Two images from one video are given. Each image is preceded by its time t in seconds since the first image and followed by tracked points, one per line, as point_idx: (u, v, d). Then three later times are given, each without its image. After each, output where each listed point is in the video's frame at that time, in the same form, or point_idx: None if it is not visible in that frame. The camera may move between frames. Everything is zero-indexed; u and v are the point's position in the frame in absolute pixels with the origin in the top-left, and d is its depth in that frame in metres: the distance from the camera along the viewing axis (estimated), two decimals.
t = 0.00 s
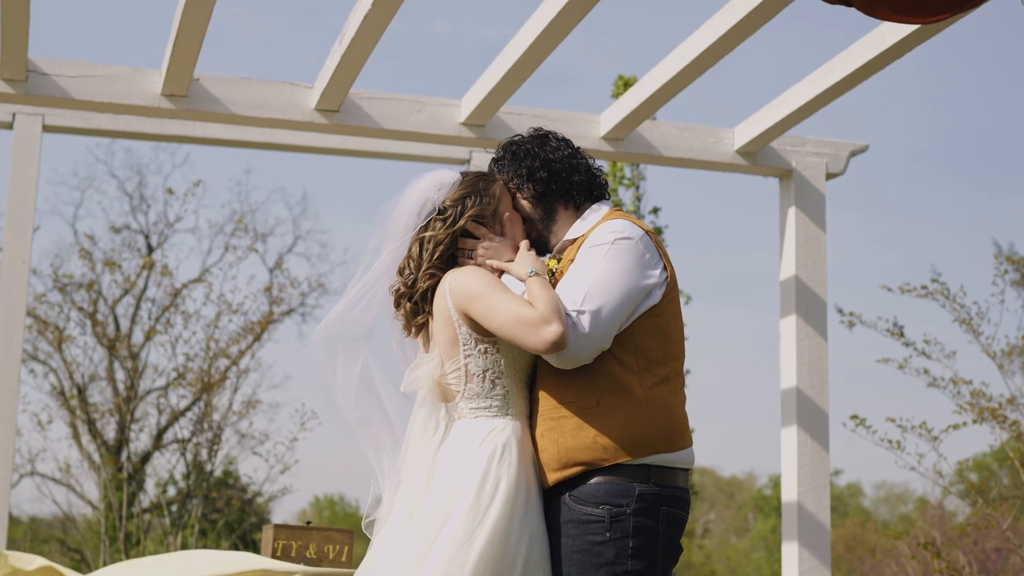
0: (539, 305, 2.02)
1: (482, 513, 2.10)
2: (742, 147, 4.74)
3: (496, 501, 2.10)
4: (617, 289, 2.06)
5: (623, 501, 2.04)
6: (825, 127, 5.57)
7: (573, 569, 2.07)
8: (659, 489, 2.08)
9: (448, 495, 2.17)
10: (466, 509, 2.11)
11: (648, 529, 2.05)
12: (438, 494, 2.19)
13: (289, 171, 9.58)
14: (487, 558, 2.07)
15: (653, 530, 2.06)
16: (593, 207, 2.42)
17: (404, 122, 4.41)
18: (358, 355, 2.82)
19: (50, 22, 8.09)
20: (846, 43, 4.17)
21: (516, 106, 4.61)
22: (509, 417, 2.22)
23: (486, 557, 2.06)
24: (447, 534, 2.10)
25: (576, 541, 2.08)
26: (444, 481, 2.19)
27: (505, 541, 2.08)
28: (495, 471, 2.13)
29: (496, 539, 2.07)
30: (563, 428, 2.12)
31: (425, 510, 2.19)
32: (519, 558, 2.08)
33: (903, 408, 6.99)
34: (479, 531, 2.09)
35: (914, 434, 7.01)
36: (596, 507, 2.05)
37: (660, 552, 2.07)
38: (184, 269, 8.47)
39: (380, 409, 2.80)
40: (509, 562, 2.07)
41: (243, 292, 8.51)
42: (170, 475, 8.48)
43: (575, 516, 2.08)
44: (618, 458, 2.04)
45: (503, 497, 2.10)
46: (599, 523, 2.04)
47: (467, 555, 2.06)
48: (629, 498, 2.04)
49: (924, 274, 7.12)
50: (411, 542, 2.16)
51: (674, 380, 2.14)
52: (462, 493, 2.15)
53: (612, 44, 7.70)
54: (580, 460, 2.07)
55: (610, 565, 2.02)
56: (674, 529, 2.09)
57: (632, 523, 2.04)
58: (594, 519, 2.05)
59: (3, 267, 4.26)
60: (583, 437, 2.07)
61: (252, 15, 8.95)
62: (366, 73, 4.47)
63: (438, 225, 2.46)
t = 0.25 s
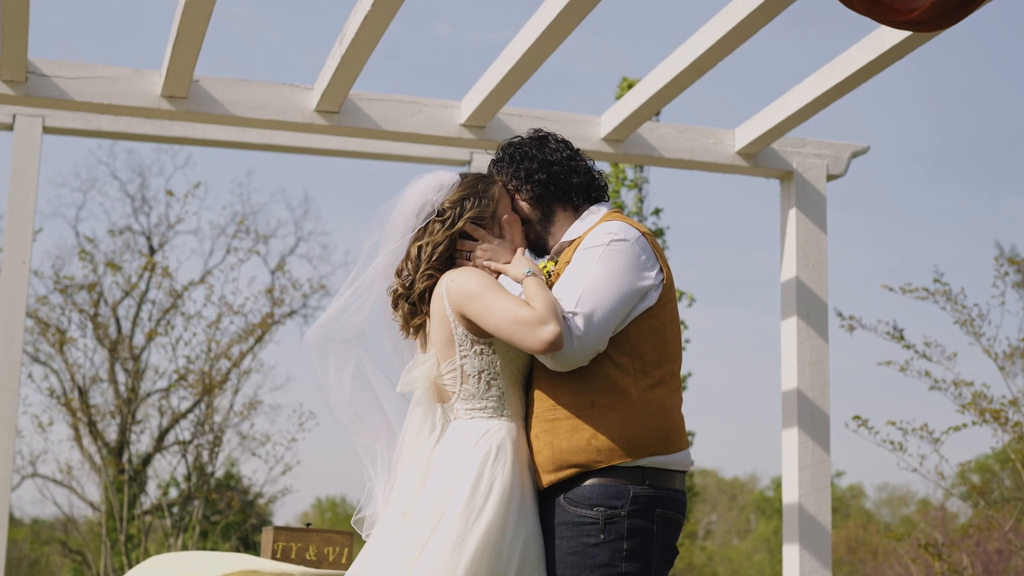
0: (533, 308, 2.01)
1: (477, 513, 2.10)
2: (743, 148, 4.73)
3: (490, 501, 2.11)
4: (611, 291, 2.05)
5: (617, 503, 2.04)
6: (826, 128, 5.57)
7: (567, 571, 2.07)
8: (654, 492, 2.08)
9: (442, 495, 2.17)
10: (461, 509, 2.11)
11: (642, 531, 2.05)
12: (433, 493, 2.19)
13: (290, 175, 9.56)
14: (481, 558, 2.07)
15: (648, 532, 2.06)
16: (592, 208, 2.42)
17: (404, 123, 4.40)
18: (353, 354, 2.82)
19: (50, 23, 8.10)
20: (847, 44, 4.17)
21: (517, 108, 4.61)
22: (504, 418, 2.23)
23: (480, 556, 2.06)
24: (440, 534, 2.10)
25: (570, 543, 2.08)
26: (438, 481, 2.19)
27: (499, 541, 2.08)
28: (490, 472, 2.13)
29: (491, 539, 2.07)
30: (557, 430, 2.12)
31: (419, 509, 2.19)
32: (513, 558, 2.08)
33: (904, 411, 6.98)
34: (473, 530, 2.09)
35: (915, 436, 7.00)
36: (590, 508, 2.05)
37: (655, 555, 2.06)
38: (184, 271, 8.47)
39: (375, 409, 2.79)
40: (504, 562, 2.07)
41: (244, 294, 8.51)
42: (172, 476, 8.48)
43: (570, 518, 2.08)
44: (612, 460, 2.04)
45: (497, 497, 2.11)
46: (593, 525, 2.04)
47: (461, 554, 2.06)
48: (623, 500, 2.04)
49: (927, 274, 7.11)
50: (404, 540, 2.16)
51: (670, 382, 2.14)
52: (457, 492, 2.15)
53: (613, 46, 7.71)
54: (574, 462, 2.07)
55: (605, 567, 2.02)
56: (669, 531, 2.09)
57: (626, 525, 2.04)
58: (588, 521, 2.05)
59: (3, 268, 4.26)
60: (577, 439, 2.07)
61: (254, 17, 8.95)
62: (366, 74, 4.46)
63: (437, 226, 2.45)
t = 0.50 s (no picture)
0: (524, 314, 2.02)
1: (469, 514, 2.10)
2: (743, 150, 4.72)
3: (483, 503, 2.10)
4: (607, 294, 2.05)
5: (611, 506, 2.04)
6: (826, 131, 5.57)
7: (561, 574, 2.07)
8: (648, 494, 2.07)
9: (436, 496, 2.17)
10: (453, 510, 2.11)
11: (637, 534, 2.04)
12: (426, 495, 2.19)
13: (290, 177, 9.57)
14: (473, 559, 2.06)
15: (642, 536, 2.05)
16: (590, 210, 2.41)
17: (404, 125, 4.40)
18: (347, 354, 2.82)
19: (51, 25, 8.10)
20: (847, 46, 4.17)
21: (517, 110, 4.60)
22: (499, 420, 2.22)
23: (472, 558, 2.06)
24: (433, 534, 2.10)
25: (564, 546, 2.07)
26: (432, 482, 2.19)
27: (492, 542, 2.08)
28: (484, 473, 2.12)
29: (483, 540, 2.07)
30: (551, 434, 2.11)
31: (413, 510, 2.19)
32: (506, 559, 2.08)
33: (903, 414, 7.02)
34: (465, 531, 2.08)
35: (914, 440, 7.02)
36: (584, 511, 2.05)
37: (649, 559, 2.06)
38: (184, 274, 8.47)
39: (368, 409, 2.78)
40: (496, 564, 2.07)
41: (244, 296, 8.51)
42: (173, 480, 8.46)
43: (564, 521, 2.08)
44: (606, 463, 2.04)
45: (491, 499, 2.10)
46: (587, 528, 2.04)
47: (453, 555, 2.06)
48: (617, 502, 2.04)
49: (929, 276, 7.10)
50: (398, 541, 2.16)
51: (667, 384, 2.13)
52: (450, 494, 2.14)
53: (613, 49, 7.71)
54: (569, 465, 2.07)
55: (598, 570, 2.02)
56: (664, 534, 2.09)
57: (620, 528, 2.03)
58: (582, 524, 2.04)
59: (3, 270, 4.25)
60: (571, 442, 2.07)
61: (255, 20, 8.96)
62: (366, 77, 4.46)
63: (436, 228, 2.45)
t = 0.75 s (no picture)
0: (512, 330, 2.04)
1: (461, 513, 2.12)
2: (743, 151, 4.72)
3: (475, 503, 2.12)
4: (601, 296, 2.05)
5: (604, 508, 2.04)
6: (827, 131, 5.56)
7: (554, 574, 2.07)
8: (643, 496, 2.07)
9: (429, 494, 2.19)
10: (445, 509, 2.13)
11: (631, 536, 2.04)
12: (420, 493, 2.21)
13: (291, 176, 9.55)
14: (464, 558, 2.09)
15: (637, 538, 2.05)
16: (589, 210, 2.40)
17: (403, 125, 4.40)
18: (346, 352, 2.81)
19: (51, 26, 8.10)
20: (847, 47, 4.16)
21: (516, 110, 4.59)
22: (495, 420, 2.24)
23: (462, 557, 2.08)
24: (426, 532, 2.13)
25: (558, 547, 2.08)
26: (427, 480, 2.22)
27: (484, 542, 2.10)
28: (477, 472, 2.15)
29: (475, 539, 2.09)
30: (547, 434, 2.12)
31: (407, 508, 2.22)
32: (497, 558, 2.10)
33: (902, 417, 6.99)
34: (457, 531, 2.11)
35: (911, 443, 6.99)
36: (578, 512, 2.05)
37: (644, 561, 2.06)
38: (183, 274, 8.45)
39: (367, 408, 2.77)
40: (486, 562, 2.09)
41: (243, 297, 8.48)
42: (173, 480, 8.45)
43: (558, 522, 2.09)
44: (600, 464, 2.04)
45: (483, 498, 2.12)
46: (581, 529, 2.04)
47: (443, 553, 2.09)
48: (611, 504, 2.04)
49: (931, 275, 7.07)
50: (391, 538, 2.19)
51: (664, 386, 2.12)
52: (443, 493, 2.17)
53: (613, 48, 7.70)
54: (564, 466, 2.07)
55: (592, 572, 2.02)
56: (659, 536, 2.08)
57: (614, 529, 2.03)
58: (576, 525, 2.05)
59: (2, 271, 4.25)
60: (567, 443, 2.08)
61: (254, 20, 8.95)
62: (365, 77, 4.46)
63: (436, 228, 2.45)
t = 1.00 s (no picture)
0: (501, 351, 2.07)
1: (456, 513, 2.15)
2: (742, 151, 4.71)
3: (469, 503, 2.15)
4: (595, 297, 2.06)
5: (600, 510, 2.04)
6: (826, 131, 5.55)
7: None
8: (640, 498, 2.06)
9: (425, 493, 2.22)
10: (439, 508, 2.16)
11: (627, 538, 2.04)
12: (415, 492, 2.24)
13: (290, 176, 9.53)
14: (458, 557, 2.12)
15: (633, 540, 2.04)
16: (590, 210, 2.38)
17: (402, 126, 4.39)
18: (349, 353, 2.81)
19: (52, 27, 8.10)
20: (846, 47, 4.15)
21: (515, 110, 4.59)
22: (491, 421, 2.26)
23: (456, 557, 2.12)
24: (420, 531, 2.16)
25: (554, 548, 2.08)
26: (422, 479, 2.24)
27: (477, 541, 2.13)
28: (471, 472, 2.18)
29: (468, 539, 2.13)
30: (544, 436, 2.12)
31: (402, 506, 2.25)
32: (490, 557, 2.12)
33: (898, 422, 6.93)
34: (451, 530, 2.14)
35: (908, 446, 6.94)
36: (573, 515, 2.06)
37: (640, 563, 2.05)
38: (182, 274, 8.44)
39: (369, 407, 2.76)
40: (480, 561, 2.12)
41: (243, 297, 8.46)
42: (174, 481, 8.46)
43: (554, 524, 2.09)
44: (596, 465, 2.04)
45: (478, 497, 2.15)
46: (576, 531, 2.05)
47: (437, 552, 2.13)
48: (606, 506, 2.04)
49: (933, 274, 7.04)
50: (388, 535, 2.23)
51: (661, 386, 2.11)
52: (438, 492, 2.19)
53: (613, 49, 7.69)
54: (560, 467, 2.08)
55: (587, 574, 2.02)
56: (656, 539, 2.08)
57: (609, 531, 2.03)
58: (571, 527, 2.05)
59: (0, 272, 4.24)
60: (563, 445, 2.08)
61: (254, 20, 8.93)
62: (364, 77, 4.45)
63: (436, 227, 2.47)
